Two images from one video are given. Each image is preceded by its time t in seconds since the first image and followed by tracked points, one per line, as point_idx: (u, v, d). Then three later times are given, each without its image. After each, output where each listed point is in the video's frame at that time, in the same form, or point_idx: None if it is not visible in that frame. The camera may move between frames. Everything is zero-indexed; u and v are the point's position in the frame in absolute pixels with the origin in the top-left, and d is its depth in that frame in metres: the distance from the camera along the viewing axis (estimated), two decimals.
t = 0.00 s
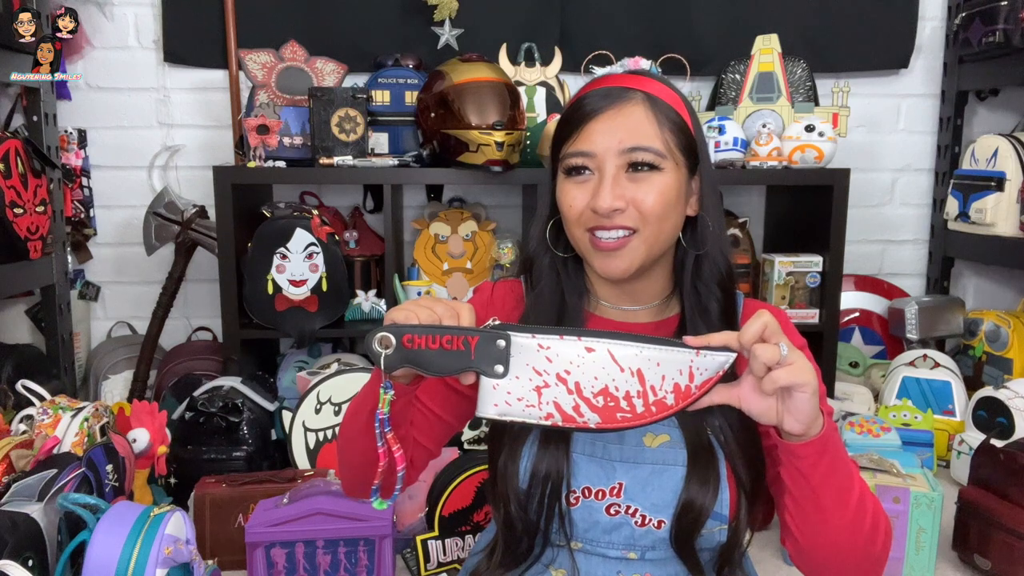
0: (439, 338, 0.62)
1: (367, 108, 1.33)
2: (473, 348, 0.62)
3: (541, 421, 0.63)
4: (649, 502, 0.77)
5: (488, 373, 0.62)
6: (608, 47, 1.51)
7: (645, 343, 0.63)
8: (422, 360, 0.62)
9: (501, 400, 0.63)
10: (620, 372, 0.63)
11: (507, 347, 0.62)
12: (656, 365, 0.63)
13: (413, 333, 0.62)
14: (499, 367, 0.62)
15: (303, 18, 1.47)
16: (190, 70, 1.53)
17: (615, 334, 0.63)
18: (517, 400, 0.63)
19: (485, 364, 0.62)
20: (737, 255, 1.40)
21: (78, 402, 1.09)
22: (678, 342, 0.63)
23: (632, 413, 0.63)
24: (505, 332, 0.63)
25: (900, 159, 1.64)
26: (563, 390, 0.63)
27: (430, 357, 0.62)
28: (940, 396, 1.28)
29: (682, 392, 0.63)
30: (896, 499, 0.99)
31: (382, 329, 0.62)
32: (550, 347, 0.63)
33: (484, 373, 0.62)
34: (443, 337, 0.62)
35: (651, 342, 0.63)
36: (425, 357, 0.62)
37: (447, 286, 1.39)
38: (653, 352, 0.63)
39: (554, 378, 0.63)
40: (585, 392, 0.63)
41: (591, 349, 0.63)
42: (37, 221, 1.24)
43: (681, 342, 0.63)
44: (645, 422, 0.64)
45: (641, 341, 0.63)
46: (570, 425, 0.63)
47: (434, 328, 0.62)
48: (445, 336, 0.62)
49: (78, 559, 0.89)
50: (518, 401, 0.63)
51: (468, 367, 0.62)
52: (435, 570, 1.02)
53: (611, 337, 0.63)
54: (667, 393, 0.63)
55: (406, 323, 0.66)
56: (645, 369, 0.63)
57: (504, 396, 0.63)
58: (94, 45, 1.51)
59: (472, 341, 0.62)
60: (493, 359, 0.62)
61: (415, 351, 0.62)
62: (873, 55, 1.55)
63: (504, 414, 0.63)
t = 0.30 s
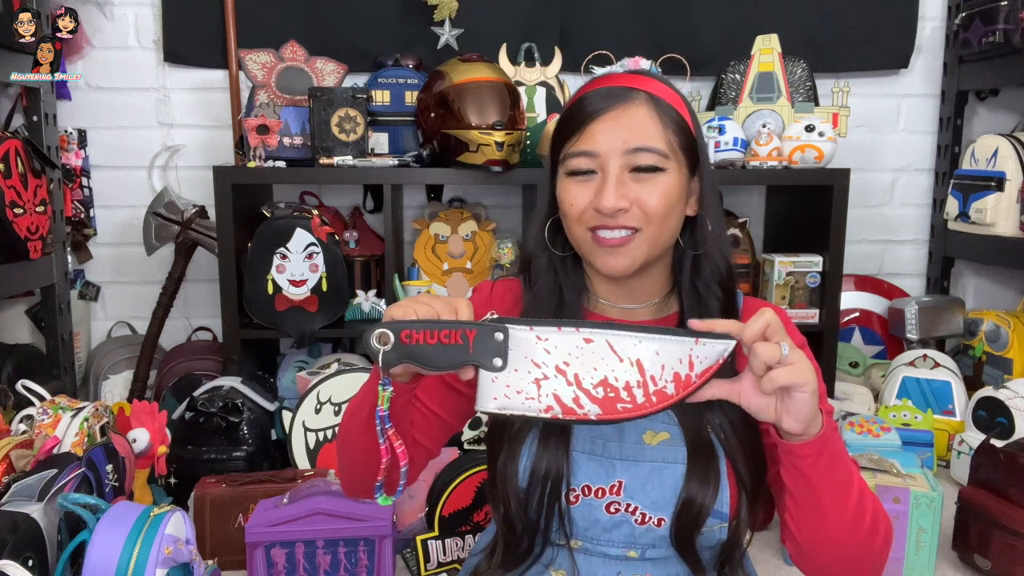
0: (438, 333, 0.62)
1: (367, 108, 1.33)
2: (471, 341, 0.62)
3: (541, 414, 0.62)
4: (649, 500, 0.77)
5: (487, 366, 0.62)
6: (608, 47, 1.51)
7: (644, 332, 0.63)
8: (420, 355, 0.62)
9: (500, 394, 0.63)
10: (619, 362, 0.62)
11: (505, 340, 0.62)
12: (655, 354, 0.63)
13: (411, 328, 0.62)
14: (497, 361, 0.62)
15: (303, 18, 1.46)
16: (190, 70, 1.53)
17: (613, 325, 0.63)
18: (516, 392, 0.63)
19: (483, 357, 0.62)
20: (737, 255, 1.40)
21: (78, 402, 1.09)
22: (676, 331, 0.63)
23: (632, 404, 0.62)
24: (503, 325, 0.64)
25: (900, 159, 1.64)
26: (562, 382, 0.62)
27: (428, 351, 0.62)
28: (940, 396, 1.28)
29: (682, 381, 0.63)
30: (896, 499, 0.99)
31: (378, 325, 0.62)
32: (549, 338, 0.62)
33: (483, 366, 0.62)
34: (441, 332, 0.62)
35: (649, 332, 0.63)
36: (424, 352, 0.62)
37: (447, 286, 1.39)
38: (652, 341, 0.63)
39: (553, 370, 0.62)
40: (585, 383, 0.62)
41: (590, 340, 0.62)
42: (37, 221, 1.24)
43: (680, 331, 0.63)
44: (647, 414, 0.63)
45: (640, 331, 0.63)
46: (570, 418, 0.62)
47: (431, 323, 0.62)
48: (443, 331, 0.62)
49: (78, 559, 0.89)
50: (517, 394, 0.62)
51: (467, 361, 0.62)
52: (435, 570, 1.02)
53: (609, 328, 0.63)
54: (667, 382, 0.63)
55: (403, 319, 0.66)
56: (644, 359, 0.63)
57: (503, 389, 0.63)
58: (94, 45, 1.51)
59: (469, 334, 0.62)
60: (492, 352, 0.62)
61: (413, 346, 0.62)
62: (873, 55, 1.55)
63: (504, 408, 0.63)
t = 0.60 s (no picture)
0: (428, 337, 0.62)
1: (367, 108, 1.33)
2: (462, 344, 0.62)
3: (534, 416, 0.63)
4: (647, 502, 0.76)
5: (478, 369, 0.62)
6: (608, 48, 1.51)
7: (635, 331, 0.63)
8: (411, 359, 0.62)
9: (492, 397, 0.63)
10: (611, 362, 0.62)
11: (496, 342, 0.63)
12: (647, 353, 0.62)
13: (402, 333, 0.62)
14: (489, 363, 0.62)
15: (302, 18, 1.47)
16: (190, 70, 1.53)
17: (606, 325, 0.63)
18: (509, 395, 0.63)
19: (475, 360, 0.62)
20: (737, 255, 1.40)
21: (78, 402, 1.09)
22: (668, 330, 0.63)
23: (625, 404, 0.62)
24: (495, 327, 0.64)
25: (900, 159, 1.64)
26: (555, 383, 0.63)
27: (419, 356, 0.62)
28: (940, 396, 1.28)
29: (676, 381, 0.62)
30: (896, 499, 0.99)
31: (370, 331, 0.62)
32: (540, 340, 0.63)
33: (475, 369, 0.62)
34: (433, 336, 0.62)
35: (641, 331, 0.63)
36: (415, 357, 0.62)
37: (447, 286, 1.39)
38: (644, 340, 0.63)
39: (545, 371, 0.63)
40: (577, 383, 0.62)
41: (581, 340, 0.63)
42: (37, 221, 1.24)
43: (672, 330, 0.63)
44: (641, 414, 0.62)
45: (632, 330, 0.63)
46: (563, 420, 0.62)
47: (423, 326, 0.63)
48: (433, 334, 0.62)
49: (78, 559, 0.89)
50: (510, 396, 0.63)
51: (459, 364, 0.62)
52: (435, 570, 1.02)
53: (601, 327, 0.63)
54: (661, 381, 0.62)
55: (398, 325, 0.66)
56: (637, 358, 0.63)
57: (495, 391, 0.63)
58: (94, 45, 1.51)
59: (461, 337, 0.62)
60: (484, 354, 0.62)
61: (405, 351, 0.62)
62: (873, 56, 1.55)
63: (497, 411, 0.63)
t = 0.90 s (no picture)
0: (431, 347, 0.62)
1: (367, 108, 1.33)
2: (465, 353, 0.62)
3: (539, 424, 0.62)
4: (648, 502, 0.76)
5: (482, 378, 0.62)
6: (608, 48, 1.51)
7: (638, 337, 0.63)
8: (415, 369, 0.62)
9: (497, 405, 0.63)
10: (615, 368, 0.62)
11: (500, 350, 0.62)
12: (651, 359, 0.62)
13: (405, 343, 0.62)
14: (492, 373, 0.62)
15: (302, 18, 1.46)
16: (190, 70, 1.53)
17: (609, 331, 0.63)
18: (513, 403, 0.63)
19: (479, 369, 0.62)
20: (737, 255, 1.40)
21: (78, 402, 1.09)
22: (671, 334, 0.63)
23: (630, 409, 0.62)
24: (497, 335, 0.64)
25: (900, 159, 1.64)
26: (559, 391, 0.62)
27: (422, 365, 0.62)
28: (940, 396, 1.28)
29: (681, 385, 0.62)
30: (896, 499, 0.99)
31: (371, 343, 0.62)
32: (543, 347, 0.62)
33: (479, 378, 0.62)
34: (436, 346, 0.62)
35: (644, 336, 0.63)
36: (419, 367, 0.62)
37: (447, 286, 1.39)
38: (647, 346, 0.62)
39: (549, 379, 0.62)
40: (581, 390, 0.62)
41: (584, 347, 0.62)
42: (37, 221, 1.24)
43: (675, 334, 0.63)
44: (646, 419, 0.62)
45: (635, 336, 0.63)
46: (568, 427, 0.62)
47: (424, 337, 0.63)
48: (437, 344, 0.62)
49: (78, 559, 0.89)
50: (514, 404, 0.63)
51: (463, 373, 0.62)
52: (435, 570, 1.02)
53: (604, 334, 0.63)
54: (665, 386, 0.62)
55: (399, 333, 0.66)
56: (640, 363, 0.62)
57: (499, 400, 0.63)
58: (94, 45, 1.51)
59: (463, 347, 0.62)
60: (487, 364, 0.62)
61: (408, 361, 0.62)
62: (873, 55, 1.55)
63: (502, 420, 0.63)
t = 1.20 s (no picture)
0: (434, 354, 0.62)
1: (367, 108, 1.33)
2: (467, 362, 0.63)
3: (542, 430, 0.63)
4: (651, 503, 0.76)
5: (485, 385, 0.63)
6: (608, 47, 1.51)
7: (641, 343, 0.62)
8: (418, 376, 0.63)
9: (500, 412, 0.63)
10: (617, 374, 0.62)
11: (502, 358, 0.63)
12: (654, 365, 0.62)
13: (408, 351, 0.63)
14: (495, 379, 0.62)
15: (302, 17, 1.46)
16: (190, 70, 1.53)
17: (612, 337, 0.63)
18: (516, 410, 0.63)
19: (481, 377, 0.63)
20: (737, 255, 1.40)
21: (78, 402, 1.09)
22: (674, 340, 0.62)
23: (632, 416, 0.62)
24: (500, 342, 0.64)
25: (900, 159, 1.64)
26: (561, 398, 0.62)
27: (425, 372, 0.63)
28: (940, 396, 1.28)
29: (683, 392, 0.61)
30: (896, 499, 0.99)
31: (376, 350, 0.63)
32: (545, 354, 0.62)
33: (481, 386, 0.63)
34: (439, 354, 0.63)
35: (647, 342, 0.62)
36: (423, 374, 0.63)
37: (446, 286, 1.39)
38: (650, 352, 0.62)
39: (551, 386, 0.62)
40: (583, 397, 0.62)
41: (586, 354, 0.62)
42: (37, 221, 1.24)
43: (678, 340, 0.62)
44: (648, 426, 0.62)
45: (638, 342, 0.62)
46: (571, 433, 0.62)
47: (428, 344, 0.63)
48: (439, 352, 0.62)
49: (78, 559, 0.89)
50: (517, 411, 0.63)
51: (466, 381, 0.63)
52: (435, 570, 1.02)
53: (607, 340, 0.62)
54: (667, 393, 0.61)
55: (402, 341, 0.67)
56: (643, 370, 0.62)
57: (503, 407, 0.63)
58: (94, 45, 1.51)
59: (467, 354, 0.63)
60: (489, 371, 0.63)
61: (411, 369, 0.63)
62: (873, 55, 1.55)
63: (505, 425, 0.63)
